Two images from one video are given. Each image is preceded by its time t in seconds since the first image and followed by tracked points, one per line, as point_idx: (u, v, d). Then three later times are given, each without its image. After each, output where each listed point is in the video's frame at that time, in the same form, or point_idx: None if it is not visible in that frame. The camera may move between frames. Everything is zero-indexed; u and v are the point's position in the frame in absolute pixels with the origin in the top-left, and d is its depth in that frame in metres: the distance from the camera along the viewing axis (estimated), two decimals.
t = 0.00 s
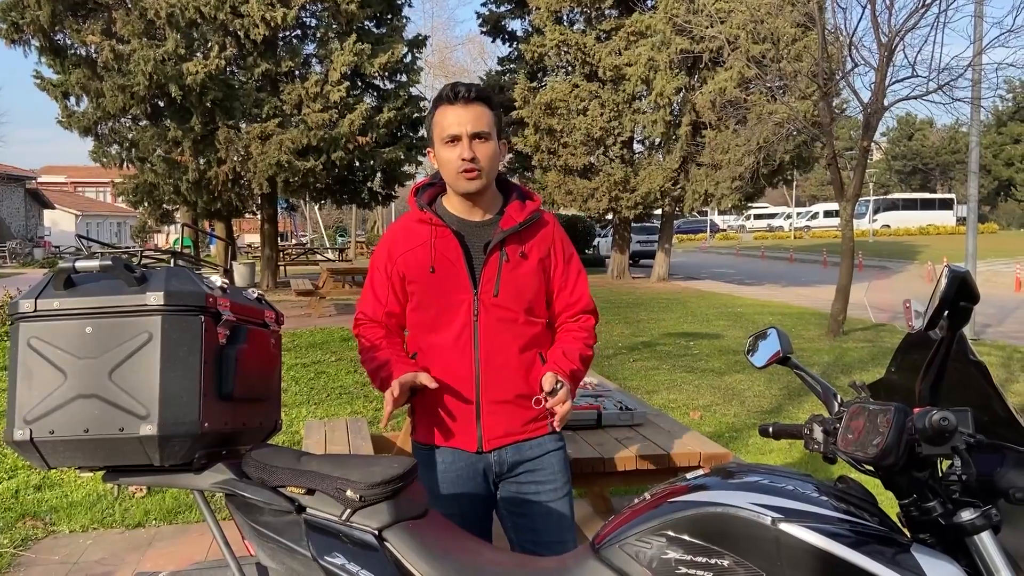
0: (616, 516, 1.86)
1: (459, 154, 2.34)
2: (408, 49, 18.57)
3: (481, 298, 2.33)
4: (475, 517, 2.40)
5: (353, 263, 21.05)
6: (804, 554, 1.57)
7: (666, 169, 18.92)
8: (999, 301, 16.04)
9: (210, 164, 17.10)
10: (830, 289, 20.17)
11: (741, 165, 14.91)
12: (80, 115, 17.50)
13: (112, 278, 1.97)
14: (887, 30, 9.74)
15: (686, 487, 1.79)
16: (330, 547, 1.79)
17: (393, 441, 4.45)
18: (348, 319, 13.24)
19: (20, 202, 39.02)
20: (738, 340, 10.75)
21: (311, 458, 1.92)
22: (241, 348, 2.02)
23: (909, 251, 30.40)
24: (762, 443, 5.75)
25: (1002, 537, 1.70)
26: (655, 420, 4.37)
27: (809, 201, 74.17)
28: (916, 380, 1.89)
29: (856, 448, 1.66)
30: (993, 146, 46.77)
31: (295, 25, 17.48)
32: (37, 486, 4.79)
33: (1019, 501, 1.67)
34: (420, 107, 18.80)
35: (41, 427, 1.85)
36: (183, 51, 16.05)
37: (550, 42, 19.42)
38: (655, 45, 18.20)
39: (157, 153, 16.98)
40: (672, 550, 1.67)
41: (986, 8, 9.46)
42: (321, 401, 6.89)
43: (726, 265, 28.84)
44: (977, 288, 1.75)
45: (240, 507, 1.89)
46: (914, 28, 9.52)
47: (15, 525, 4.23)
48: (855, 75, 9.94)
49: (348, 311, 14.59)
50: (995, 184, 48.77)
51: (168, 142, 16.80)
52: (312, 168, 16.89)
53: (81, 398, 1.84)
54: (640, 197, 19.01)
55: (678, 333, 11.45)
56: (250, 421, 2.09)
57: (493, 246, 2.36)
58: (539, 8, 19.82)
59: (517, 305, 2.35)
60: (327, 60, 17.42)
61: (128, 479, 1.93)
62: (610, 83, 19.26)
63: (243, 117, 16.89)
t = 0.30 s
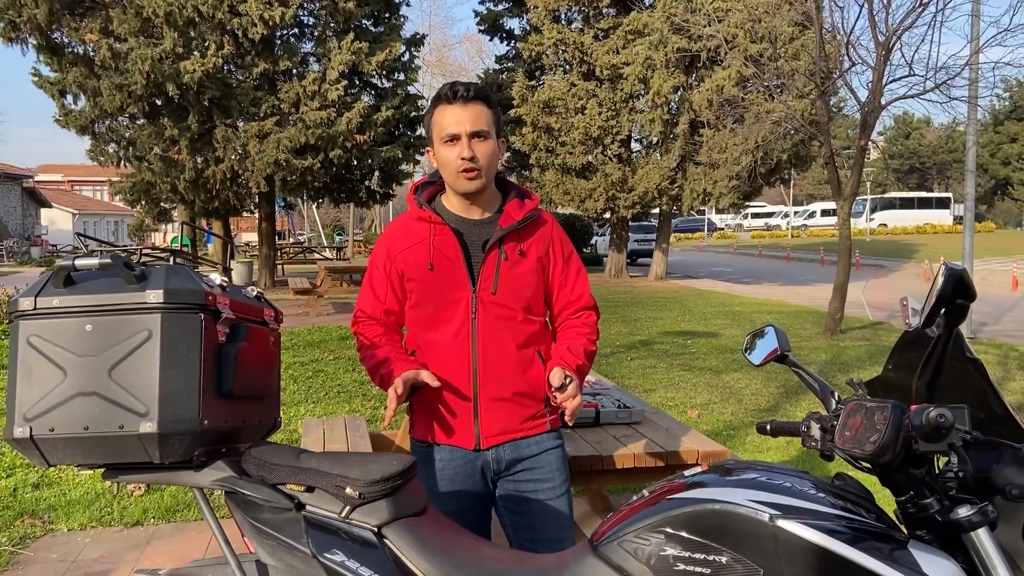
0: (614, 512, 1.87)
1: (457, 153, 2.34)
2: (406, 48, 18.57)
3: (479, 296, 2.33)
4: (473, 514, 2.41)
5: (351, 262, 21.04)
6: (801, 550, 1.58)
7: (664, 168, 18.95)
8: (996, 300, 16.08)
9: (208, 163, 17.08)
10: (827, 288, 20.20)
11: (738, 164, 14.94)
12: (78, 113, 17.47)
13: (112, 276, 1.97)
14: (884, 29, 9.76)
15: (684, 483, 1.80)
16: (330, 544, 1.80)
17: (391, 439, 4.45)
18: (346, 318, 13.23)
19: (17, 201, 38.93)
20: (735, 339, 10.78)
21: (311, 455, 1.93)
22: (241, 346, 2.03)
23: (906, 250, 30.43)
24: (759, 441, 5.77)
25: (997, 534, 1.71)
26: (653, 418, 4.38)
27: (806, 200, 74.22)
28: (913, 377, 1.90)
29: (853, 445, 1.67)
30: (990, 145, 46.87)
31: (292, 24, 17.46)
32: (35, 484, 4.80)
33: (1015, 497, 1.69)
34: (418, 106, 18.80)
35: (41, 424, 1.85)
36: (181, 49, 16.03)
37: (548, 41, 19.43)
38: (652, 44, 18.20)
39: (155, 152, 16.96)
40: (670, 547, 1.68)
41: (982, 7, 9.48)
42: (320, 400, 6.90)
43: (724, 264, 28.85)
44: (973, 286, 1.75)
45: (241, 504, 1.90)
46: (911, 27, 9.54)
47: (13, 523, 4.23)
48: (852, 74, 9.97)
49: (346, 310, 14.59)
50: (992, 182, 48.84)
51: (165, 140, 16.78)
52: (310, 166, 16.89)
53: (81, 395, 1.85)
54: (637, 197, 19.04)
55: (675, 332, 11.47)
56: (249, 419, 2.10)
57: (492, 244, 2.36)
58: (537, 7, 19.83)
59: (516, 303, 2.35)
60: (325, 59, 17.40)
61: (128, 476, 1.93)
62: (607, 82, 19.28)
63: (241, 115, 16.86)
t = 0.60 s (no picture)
0: (611, 511, 1.87)
1: (458, 152, 2.35)
2: (403, 46, 18.57)
3: (481, 295, 2.34)
4: (474, 514, 2.40)
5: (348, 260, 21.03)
6: (797, 548, 1.58)
7: (660, 167, 18.97)
8: (992, 299, 16.12)
9: (205, 161, 17.06)
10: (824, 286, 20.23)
11: (735, 162, 14.95)
12: (74, 112, 17.44)
13: (110, 275, 1.97)
14: (881, 28, 9.78)
15: (681, 482, 1.81)
16: (328, 541, 1.80)
17: (389, 438, 4.46)
18: (343, 317, 13.22)
19: (13, 200, 38.83)
20: (732, 337, 10.79)
21: (310, 454, 1.94)
22: (238, 345, 2.03)
23: (903, 249, 30.50)
24: (756, 439, 5.79)
25: (993, 531, 1.71)
26: (650, 417, 4.39)
27: (803, 198, 74.28)
28: (908, 376, 1.90)
29: (849, 443, 1.68)
30: (986, 143, 46.97)
31: (290, 22, 17.44)
32: (33, 483, 4.79)
33: (1011, 495, 1.69)
34: (415, 104, 18.79)
35: (39, 423, 1.85)
36: (178, 48, 15.99)
37: (545, 39, 19.45)
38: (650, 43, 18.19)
39: (152, 150, 16.95)
40: (667, 544, 1.68)
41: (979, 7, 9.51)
42: (317, 398, 6.90)
43: (721, 262, 28.89)
44: (969, 284, 1.77)
45: (239, 502, 1.90)
46: (907, 27, 9.56)
47: (11, 522, 4.23)
48: (849, 73, 10.00)
49: (344, 308, 14.59)
50: (989, 181, 48.93)
51: (162, 139, 16.76)
52: (307, 165, 16.88)
53: (79, 394, 1.85)
54: (633, 196, 19.06)
55: (672, 330, 11.49)
56: (247, 418, 2.10)
57: (494, 243, 2.37)
58: (534, 6, 19.83)
59: (518, 302, 2.36)
60: (322, 57, 17.38)
61: (126, 475, 1.93)
62: (605, 81, 19.30)
63: (238, 114, 16.85)
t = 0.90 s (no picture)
0: (610, 508, 1.88)
1: (469, 149, 2.34)
2: (400, 45, 18.55)
3: (492, 295, 2.32)
4: (480, 516, 2.39)
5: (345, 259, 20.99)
6: (794, 545, 1.59)
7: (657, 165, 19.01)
8: (988, 298, 16.15)
9: (201, 160, 17.03)
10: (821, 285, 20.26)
11: (732, 161, 14.94)
12: (70, 110, 17.41)
13: (108, 274, 1.97)
14: (878, 28, 9.80)
15: (680, 478, 1.81)
16: (326, 540, 1.81)
17: (386, 436, 4.47)
18: (340, 316, 13.20)
19: (9, 199, 38.73)
20: (729, 336, 10.80)
21: (307, 452, 1.94)
22: (236, 343, 2.03)
23: (899, 248, 30.55)
24: (753, 438, 5.80)
25: (988, 528, 1.72)
26: (647, 415, 4.39)
27: (800, 197, 74.33)
28: (904, 375, 1.91)
29: (846, 441, 1.68)
30: (983, 143, 47.05)
31: (287, 21, 17.42)
32: (29, 482, 4.78)
33: (1007, 493, 1.70)
34: (412, 103, 18.76)
35: (37, 421, 1.85)
36: (174, 46, 15.96)
37: (543, 38, 19.46)
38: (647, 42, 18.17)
39: (148, 149, 16.93)
40: (664, 542, 1.69)
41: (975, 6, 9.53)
42: (315, 397, 6.90)
43: (718, 262, 28.92)
44: (965, 283, 1.77)
45: (236, 500, 1.90)
46: (904, 26, 9.58)
47: (6, 521, 4.22)
48: (846, 72, 10.02)
49: (341, 307, 14.59)
50: (985, 180, 49.00)
51: (158, 137, 16.73)
52: (304, 164, 16.84)
53: (77, 392, 1.85)
54: (630, 194, 19.06)
55: (669, 329, 11.50)
56: (245, 416, 2.10)
57: (505, 243, 2.35)
58: (531, 4, 19.81)
59: (530, 303, 2.34)
60: (319, 56, 17.35)
61: (125, 472, 1.93)
62: (602, 80, 19.30)
63: (235, 113, 16.81)
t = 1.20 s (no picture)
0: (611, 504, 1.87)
1: (505, 147, 2.26)
2: (397, 43, 18.53)
3: (523, 296, 2.22)
4: (503, 522, 2.31)
5: (341, 258, 20.99)
6: (788, 543, 1.59)
7: (653, 164, 19.07)
8: (984, 297, 16.18)
9: (198, 159, 17.02)
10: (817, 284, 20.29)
11: (727, 160, 14.96)
12: (66, 109, 17.37)
13: (104, 273, 1.97)
14: (874, 27, 9.81)
15: (681, 476, 1.81)
16: (322, 539, 1.81)
17: (382, 436, 4.47)
18: (337, 315, 13.18)
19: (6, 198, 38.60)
20: (725, 335, 10.82)
21: (303, 451, 1.94)
22: (232, 342, 2.03)
23: (894, 247, 30.61)
24: (749, 437, 5.81)
25: (981, 527, 1.74)
26: (643, 414, 4.40)
27: (797, 197, 74.41)
28: (898, 374, 1.92)
29: (840, 440, 1.69)
30: (979, 142, 47.16)
31: (283, 19, 17.41)
32: (25, 481, 4.77)
33: (999, 491, 1.71)
34: (409, 102, 18.75)
35: (32, 420, 1.86)
36: (170, 44, 15.93)
37: (539, 37, 19.46)
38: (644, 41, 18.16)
39: (144, 148, 16.90)
40: (660, 540, 1.69)
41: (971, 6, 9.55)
42: (311, 396, 6.90)
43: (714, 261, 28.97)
44: (958, 282, 1.77)
45: (232, 499, 1.91)
46: (900, 26, 9.60)
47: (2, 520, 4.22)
48: (842, 71, 10.03)
49: (337, 306, 14.59)
50: (981, 179, 49.10)
51: (155, 136, 16.70)
52: (300, 162, 16.79)
53: (72, 391, 1.85)
54: (626, 193, 19.14)
55: (665, 328, 11.51)
56: (240, 415, 2.10)
57: (539, 242, 2.24)
58: (528, 3, 19.79)
59: (562, 306, 2.23)
60: (315, 54, 17.34)
61: (121, 472, 1.94)
62: (599, 79, 19.32)
63: (231, 111, 16.78)
